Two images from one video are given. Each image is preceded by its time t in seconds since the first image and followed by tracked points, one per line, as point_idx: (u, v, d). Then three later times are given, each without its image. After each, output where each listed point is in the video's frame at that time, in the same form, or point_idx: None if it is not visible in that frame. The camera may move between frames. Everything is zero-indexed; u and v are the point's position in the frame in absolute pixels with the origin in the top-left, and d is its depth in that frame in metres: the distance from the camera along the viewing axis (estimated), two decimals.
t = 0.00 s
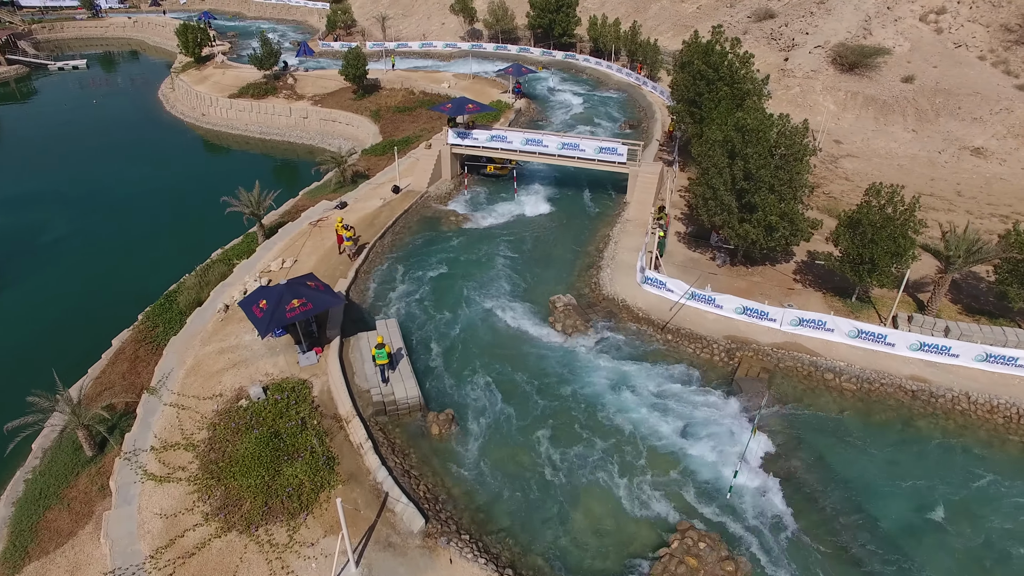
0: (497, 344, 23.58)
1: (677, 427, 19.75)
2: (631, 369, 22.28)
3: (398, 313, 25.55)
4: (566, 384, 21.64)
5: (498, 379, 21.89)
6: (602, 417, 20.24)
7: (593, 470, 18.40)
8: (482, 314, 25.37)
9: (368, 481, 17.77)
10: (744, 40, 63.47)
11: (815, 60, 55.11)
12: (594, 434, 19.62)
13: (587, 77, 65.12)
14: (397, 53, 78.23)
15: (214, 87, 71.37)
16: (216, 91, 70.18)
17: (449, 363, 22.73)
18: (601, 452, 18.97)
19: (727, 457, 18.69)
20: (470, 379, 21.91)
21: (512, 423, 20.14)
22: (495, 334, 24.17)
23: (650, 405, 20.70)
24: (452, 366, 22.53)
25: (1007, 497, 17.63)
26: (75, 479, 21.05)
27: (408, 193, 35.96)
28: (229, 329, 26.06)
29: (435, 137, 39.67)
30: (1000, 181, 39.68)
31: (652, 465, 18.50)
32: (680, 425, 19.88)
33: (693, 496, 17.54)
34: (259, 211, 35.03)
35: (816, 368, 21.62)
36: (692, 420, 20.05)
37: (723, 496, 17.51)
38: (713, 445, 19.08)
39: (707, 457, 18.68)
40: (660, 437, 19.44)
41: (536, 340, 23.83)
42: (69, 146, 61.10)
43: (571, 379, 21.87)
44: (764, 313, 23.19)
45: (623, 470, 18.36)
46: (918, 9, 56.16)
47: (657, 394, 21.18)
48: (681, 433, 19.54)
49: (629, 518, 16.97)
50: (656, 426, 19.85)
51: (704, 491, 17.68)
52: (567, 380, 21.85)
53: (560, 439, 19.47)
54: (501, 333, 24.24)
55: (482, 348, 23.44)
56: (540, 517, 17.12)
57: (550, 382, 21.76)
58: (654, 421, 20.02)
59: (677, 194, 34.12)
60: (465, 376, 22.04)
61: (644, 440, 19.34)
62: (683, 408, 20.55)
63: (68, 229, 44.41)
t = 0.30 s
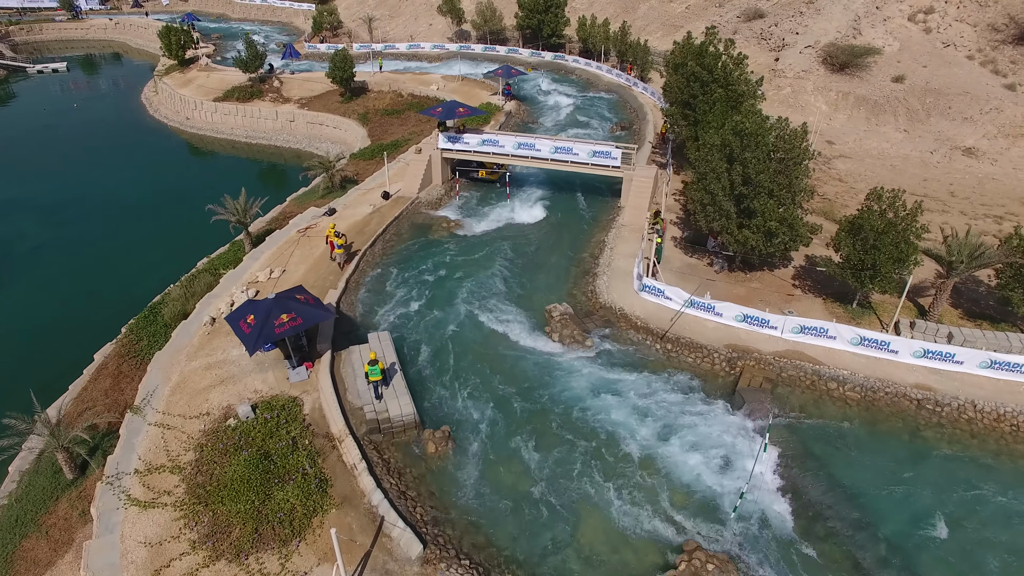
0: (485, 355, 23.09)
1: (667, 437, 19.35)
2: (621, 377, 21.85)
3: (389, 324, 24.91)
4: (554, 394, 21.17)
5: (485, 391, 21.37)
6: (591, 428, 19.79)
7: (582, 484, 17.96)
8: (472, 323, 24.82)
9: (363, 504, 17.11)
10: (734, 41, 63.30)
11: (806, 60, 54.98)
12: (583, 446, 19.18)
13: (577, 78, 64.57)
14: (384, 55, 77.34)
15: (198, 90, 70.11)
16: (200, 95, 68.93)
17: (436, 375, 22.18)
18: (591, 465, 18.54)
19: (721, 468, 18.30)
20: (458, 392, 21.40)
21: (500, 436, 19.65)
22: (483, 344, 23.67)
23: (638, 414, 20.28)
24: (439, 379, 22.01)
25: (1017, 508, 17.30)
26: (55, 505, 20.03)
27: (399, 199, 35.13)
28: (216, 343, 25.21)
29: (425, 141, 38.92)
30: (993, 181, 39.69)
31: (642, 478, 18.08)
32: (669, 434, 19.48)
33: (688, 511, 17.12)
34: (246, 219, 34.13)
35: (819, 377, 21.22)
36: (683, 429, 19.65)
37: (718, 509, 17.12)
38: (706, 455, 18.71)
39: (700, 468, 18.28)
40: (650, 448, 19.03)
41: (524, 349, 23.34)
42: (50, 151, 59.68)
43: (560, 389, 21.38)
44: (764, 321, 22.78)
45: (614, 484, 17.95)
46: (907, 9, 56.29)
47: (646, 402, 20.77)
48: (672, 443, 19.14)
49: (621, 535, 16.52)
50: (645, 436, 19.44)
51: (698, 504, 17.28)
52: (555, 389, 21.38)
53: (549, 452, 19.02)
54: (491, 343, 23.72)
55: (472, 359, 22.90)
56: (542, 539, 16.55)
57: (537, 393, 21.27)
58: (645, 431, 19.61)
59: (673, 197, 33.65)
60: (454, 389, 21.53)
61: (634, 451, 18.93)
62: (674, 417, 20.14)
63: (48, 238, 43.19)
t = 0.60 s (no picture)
0: (470, 364, 22.64)
1: (645, 442, 19.20)
2: (604, 383, 21.59)
3: (376, 335, 24.28)
4: (535, 402, 20.91)
5: (467, 401, 21.03)
6: (569, 435, 19.59)
7: (561, 493, 17.75)
8: (460, 333, 24.33)
9: (355, 530, 16.41)
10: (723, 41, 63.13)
11: (795, 60, 54.85)
12: (562, 454, 18.96)
13: (566, 79, 64.03)
14: (370, 57, 76.37)
15: (181, 94, 68.79)
16: (183, 99, 67.63)
17: (421, 386, 21.69)
18: (570, 473, 18.33)
19: (703, 473, 18.15)
20: (442, 403, 20.99)
21: (479, 447, 19.28)
22: (469, 353, 23.22)
23: (616, 419, 20.12)
24: (424, 390, 21.55)
25: None
26: (29, 534, 18.82)
27: (387, 206, 34.32)
28: (200, 358, 24.29)
29: (413, 146, 38.13)
30: (984, 181, 39.71)
31: (621, 485, 17.89)
32: (647, 439, 19.32)
33: (678, 524, 16.77)
34: (230, 229, 33.21)
35: (820, 387, 20.81)
36: (662, 433, 19.50)
37: (698, 515, 16.96)
38: (685, 459, 18.58)
39: (680, 474, 18.13)
40: (629, 453, 18.87)
41: (508, 357, 22.99)
42: (28, 157, 58.16)
43: (541, 397, 21.11)
44: (763, 329, 22.34)
45: (593, 491, 17.76)
46: (894, 9, 56.44)
47: (625, 407, 20.62)
48: (651, 448, 18.99)
49: (600, 544, 16.30)
50: (623, 441, 19.28)
51: (678, 511, 17.11)
52: (535, 397, 21.12)
53: (529, 461, 18.77)
54: (478, 352, 23.25)
55: (460, 370, 22.38)
56: (540, 561, 16.02)
57: (517, 400, 21.00)
58: (625, 437, 19.42)
59: (666, 200, 33.18)
60: (439, 400, 21.10)
61: (613, 457, 18.76)
62: (654, 421, 19.99)
63: (26, 247, 41.92)
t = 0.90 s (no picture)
0: (459, 373, 22.23)
1: (624, 448, 19.03)
2: (596, 394, 21.13)
3: (366, 346, 23.66)
4: (518, 410, 20.63)
5: (453, 409, 20.67)
6: (549, 442, 19.36)
7: (538, 501, 17.52)
8: (452, 342, 23.81)
9: (347, 560, 15.66)
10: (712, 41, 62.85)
11: (786, 60, 54.63)
12: (541, 461, 18.75)
13: (555, 81, 63.44)
14: (357, 59, 75.36)
15: (164, 98, 67.45)
16: (166, 102, 66.31)
17: (410, 396, 21.23)
18: (548, 481, 18.10)
19: (681, 478, 18.00)
20: (429, 413, 20.58)
21: (461, 456, 18.97)
22: (458, 361, 22.77)
23: (596, 424, 19.94)
24: (412, 400, 21.10)
25: None
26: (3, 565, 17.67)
27: (376, 212, 33.45)
28: (184, 375, 23.32)
29: (402, 150, 37.35)
30: (976, 181, 39.67)
31: (598, 491, 17.69)
32: (626, 444, 19.16)
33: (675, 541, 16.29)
34: (214, 237, 32.20)
35: (824, 398, 20.34)
36: (642, 439, 19.34)
37: (672, 521, 16.81)
38: (664, 464, 18.42)
39: (657, 479, 17.96)
40: (607, 459, 18.70)
41: (495, 364, 22.63)
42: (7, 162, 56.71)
43: (529, 409, 20.65)
44: (764, 339, 21.85)
45: (570, 498, 17.56)
46: (882, 9, 56.45)
47: (605, 412, 20.43)
48: (629, 454, 18.81)
49: (574, 553, 16.07)
50: (602, 447, 19.11)
51: (654, 517, 16.95)
52: (518, 404, 20.84)
53: (508, 469, 18.52)
54: (468, 361, 22.80)
55: (449, 382, 21.85)
56: None
57: (501, 408, 20.72)
58: (604, 443, 19.25)
59: (661, 204, 32.63)
60: (428, 410, 20.66)
61: (591, 464, 18.56)
62: (634, 426, 19.81)
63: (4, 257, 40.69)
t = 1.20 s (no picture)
0: (452, 380, 21.81)
1: (604, 454, 18.84)
2: (580, 403, 20.77)
3: (359, 355, 23.15)
4: (504, 417, 20.33)
5: (442, 418, 20.28)
6: (531, 449, 19.10)
7: (515, 510, 17.26)
8: (446, 349, 23.32)
9: None
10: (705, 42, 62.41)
11: (779, 60, 54.26)
12: (520, 469, 18.50)
13: (547, 82, 62.70)
14: (345, 61, 74.38)
15: (149, 102, 66.24)
16: (151, 106, 65.09)
17: (402, 404, 20.83)
18: (527, 490, 17.84)
19: (659, 485, 17.84)
20: (420, 421, 20.19)
21: (445, 466, 18.63)
22: (451, 369, 22.33)
23: (578, 431, 19.71)
24: (404, 408, 20.69)
25: None
26: None
27: (367, 219, 32.62)
28: (168, 391, 22.37)
29: (393, 156, 36.57)
30: (973, 182, 39.45)
31: (575, 501, 17.42)
32: (606, 450, 18.97)
33: (661, 554, 15.97)
34: (200, 247, 31.25)
35: (829, 411, 19.82)
36: (624, 445, 19.14)
37: (644, 526, 16.69)
38: (643, 470, 18.29)
39: (634, 485, 17.81)
40: (586, 466, 18.50)
41: (486, 370, 22.24)
42: None
43: (509, 417, 20.30)
44: (766, 349, 21.31)
45: (546, 507, 17.33)
46: (875, 8, 56.18)
47: (589, 418, 20.20)
48: (609, 460, 18.63)
49: (545, 562, 15.88)
50: (582, 454, 18.89)
51: (627, 522, 16.79)
52: (504, 412, 20.52)
53: (487, 478, 18.23)
54: (461, 369, 22.37)
55: (432, 391, 21.39)
56: None
57: (487, 415, 20.40)
58: (585, 449, 19.04)
59: (657, 208, 32.08)
60: (419, 419, 20.24)
61: (569, 471, 18.36)
62: (616, 432, 19.61)
63: None
